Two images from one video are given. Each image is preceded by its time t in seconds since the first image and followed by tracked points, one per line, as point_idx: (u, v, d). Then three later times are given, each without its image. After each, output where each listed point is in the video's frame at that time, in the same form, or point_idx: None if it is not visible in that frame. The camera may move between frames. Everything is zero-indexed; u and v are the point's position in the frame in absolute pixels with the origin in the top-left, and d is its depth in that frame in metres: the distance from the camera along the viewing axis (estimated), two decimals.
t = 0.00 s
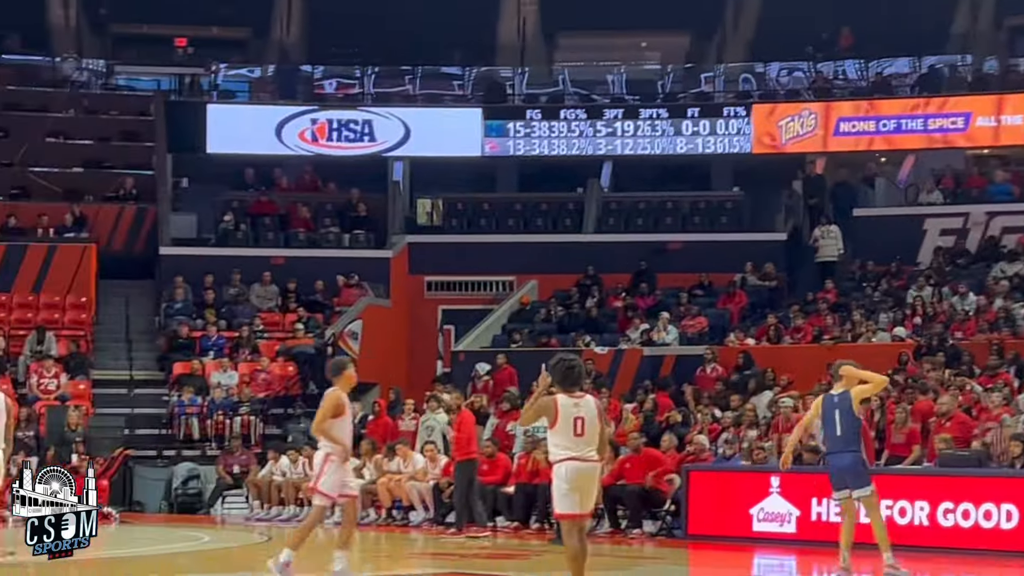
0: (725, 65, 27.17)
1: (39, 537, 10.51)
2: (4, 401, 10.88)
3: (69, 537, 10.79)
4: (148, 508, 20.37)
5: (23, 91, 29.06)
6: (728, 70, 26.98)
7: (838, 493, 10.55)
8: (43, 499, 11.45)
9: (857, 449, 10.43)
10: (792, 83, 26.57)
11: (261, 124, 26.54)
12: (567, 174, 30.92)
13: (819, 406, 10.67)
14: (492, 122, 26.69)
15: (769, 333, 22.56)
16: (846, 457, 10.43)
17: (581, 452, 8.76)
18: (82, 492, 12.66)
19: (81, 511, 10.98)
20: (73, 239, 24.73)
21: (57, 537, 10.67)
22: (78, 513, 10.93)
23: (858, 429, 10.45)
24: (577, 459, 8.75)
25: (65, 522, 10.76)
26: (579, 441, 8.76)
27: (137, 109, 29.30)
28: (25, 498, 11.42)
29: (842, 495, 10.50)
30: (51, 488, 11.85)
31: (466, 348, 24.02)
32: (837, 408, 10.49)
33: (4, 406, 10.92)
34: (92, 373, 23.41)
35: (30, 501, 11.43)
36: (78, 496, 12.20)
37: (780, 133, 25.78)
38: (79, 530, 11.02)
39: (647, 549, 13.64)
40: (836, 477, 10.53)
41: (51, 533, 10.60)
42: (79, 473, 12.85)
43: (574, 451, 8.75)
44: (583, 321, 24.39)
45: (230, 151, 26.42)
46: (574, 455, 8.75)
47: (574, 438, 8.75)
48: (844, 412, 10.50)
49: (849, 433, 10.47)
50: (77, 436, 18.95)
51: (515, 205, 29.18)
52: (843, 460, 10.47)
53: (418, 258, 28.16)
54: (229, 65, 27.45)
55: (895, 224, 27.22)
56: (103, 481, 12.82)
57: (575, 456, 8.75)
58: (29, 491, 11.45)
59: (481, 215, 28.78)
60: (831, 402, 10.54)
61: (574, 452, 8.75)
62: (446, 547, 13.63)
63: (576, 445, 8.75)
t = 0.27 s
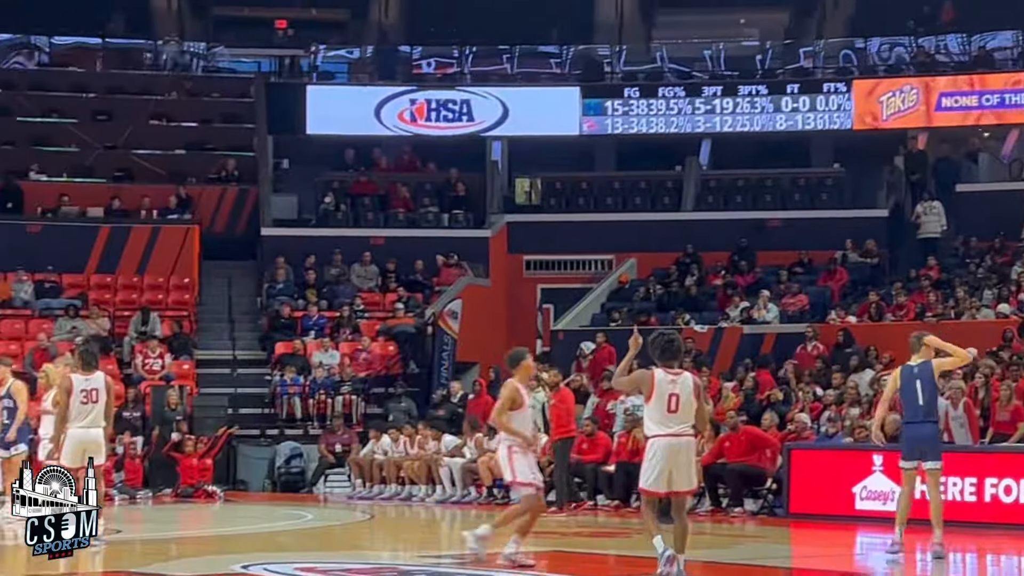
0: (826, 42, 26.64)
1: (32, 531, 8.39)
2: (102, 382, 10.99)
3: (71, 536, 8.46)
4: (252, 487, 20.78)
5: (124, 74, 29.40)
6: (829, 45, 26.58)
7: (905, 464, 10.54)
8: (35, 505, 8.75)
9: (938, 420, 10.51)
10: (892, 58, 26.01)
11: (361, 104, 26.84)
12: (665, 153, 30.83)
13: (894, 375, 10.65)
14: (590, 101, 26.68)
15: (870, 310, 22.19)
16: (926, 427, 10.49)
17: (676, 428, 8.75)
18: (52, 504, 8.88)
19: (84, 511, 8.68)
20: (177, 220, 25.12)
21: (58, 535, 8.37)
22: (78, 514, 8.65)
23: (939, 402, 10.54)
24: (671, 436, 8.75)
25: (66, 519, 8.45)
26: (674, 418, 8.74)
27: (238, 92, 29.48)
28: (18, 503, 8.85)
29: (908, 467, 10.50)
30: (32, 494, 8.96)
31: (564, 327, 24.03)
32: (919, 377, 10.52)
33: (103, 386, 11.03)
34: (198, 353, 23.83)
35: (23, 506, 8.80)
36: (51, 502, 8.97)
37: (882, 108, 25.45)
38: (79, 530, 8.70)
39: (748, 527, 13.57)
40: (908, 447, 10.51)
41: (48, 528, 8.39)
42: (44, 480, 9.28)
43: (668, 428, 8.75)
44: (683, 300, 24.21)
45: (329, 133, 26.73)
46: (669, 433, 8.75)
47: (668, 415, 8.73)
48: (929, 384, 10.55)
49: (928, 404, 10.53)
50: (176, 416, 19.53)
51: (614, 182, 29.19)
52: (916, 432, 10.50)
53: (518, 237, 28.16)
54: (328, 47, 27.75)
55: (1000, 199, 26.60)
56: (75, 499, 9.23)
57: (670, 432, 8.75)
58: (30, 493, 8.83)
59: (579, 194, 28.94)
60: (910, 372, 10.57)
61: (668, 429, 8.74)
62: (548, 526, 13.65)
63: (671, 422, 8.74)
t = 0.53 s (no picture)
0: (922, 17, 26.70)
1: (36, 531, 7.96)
2: (192, 362, 11.30)
3: (69, 536, 8.12)
4: (348, 466, 21.00)
5: (220, 57, 29.79)
6: (924, 20, 26.58)
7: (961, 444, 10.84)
8: (37, 503, 8.25)
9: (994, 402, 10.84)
10: (990, 32, 26.06)
11: (455, 84, 26.84)
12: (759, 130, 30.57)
13: (957, 358, 10.84)
14: (683, 79, 26.39)
15: (969, 288, 21.85)
16: (986, 411, 10.79)
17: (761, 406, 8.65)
18: (50, 503, 8.36)
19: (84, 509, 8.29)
20: (272, 201, 25.42)
21: (54, 537, 8.03)
22: (80, 511, 8.25)
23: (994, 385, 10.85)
24: (757, 414, 8.65)
25: (64, 518, 8.11)
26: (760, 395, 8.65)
27: (332, 74, 30.01)
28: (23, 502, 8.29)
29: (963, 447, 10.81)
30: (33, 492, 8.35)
31: (657, 305, 23.91)
32: (982, 362, 10.76)
33: (192, 366, 11.32)
34: (294, 333, 24.12)
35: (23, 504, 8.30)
36: (50, 502, 8.39)
37: (978, 84, 24.86)
38: (81, 529, 8.33)
39: (846, 507, 13.44)
40: (966, 429, 10.80)
41: (47, 530, 8.01)
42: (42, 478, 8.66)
43: (753, 406, 8.66)
44: (778, 277, 24.00)
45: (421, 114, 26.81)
46: (754, 411, 8.66)
47: (753, 393, 8.65)
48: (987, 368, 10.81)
49: (987, 387, 10.82)
50: (270, 396, 19.68)
51: (707, 160, 28.86)
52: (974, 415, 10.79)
53: (611, 216, 28.17)
54: (421, 29, 28.28)
55: None
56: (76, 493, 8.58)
57: (756, 411, 8.66)
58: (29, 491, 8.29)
59: (673, 172, 28.81)
60: (973, 356, 10.78)
61: (754, 408, 8.66)
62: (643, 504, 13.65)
63: (756, 400, 8.65)
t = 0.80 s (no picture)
0: None
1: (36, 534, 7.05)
2: (270, 344, 11.48)
3: (71, 536, 7.22)
4: (434, 446, 21.25)
5: (305, 40, 30.02)
6: None
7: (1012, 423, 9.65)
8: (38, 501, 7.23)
9: None
10: None
11: (538, 69, 26.89)
12: (846, 108, 30.22)
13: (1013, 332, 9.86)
14: (768, 56, 26.15)
15: None
16: None
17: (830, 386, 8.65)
18: (50, 501, 7.29)
19: (89, 505, 7.29)
20: (356, 183, 25.70)
21: (56, 537, 7.14)
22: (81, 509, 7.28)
23: None
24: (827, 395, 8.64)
25: (67, 516, 7.20)
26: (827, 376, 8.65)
27: (415, 55, 30.06)
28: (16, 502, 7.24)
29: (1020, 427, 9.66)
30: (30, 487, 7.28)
31: (741, 284, 23.71)
32: None
33: (271, 348, 11.51)
34: (380, 315, 24.31)
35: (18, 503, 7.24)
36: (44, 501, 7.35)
37: None
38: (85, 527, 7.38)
39: (934, 488, 13.25)
40: None
41: (48, 530, 7.12)
42: (42, 476, 7.33)
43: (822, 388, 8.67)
44: (864, 256, 23.70)
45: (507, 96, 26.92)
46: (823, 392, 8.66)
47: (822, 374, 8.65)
48: None
49: None
50: (355, 376, 20.03)
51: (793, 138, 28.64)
52: None
53: (695, 195, 27.83)
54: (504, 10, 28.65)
55: None
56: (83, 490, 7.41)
57: (825, 391, 8.65)
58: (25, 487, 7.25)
59: (757, 151, 28.36)
60: None
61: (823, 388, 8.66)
62: (728, 485, 13.57)
63: (825, 380, 8.65)
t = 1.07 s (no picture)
0: None
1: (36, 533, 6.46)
2: (335, 328, 11.77)
3: (70, 537, 6.60)
4: (504, 431, 21.25)
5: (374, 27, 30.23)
6: None
7: None
8: (38, 502, 6.63)
9: None
10: None
11: (605, 49, 26.72)
12: (917, 91, 29.84)
13: None
14: (838, 39, 26.18)
15: None
16: None
17: (888, 366, 8.82)
18: (51, 502, 6.70)
19: (89, 504, 6.69)
20: (425, 169, 25.88)
21: (55, 537, 6.52)
22: (82, 509, 6.67)
23: None
24: (886, 374, 8.82)
25: (67, 516, 6.60)
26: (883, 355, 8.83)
27: (483, 41, 30.29)
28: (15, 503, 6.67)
29: None
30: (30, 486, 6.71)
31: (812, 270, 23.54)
32: None
33: (336, 332, 11.80)
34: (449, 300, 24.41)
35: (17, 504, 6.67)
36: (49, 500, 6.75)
37: None
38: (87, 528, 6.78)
39: (1006, 472, 13.10)
40: None
41: (48, 530, 6.51)
42: (41, 476, 6.78)
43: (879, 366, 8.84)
44: (936, 239, 23.39)
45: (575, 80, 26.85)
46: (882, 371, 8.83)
47: (880, 354, 8.83)
48: None
49: None
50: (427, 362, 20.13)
51: (863, 121, 28.16)
52: None
53: (764, 178, 27.53)
54: None
55: None
56: (84, 490, 6.84)
57: (884, 370, 8.82)
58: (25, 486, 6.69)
59: (826, 135, 28.12)
60: None
61: (881, 367, 8.83)
62: (798, 469, 13.50)
63: (883, 359, 8.82)
